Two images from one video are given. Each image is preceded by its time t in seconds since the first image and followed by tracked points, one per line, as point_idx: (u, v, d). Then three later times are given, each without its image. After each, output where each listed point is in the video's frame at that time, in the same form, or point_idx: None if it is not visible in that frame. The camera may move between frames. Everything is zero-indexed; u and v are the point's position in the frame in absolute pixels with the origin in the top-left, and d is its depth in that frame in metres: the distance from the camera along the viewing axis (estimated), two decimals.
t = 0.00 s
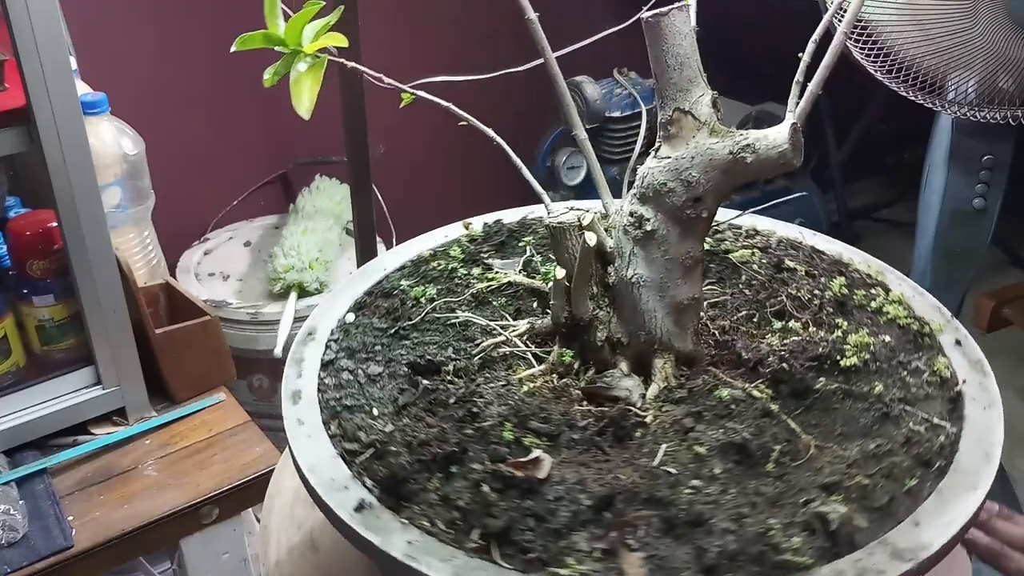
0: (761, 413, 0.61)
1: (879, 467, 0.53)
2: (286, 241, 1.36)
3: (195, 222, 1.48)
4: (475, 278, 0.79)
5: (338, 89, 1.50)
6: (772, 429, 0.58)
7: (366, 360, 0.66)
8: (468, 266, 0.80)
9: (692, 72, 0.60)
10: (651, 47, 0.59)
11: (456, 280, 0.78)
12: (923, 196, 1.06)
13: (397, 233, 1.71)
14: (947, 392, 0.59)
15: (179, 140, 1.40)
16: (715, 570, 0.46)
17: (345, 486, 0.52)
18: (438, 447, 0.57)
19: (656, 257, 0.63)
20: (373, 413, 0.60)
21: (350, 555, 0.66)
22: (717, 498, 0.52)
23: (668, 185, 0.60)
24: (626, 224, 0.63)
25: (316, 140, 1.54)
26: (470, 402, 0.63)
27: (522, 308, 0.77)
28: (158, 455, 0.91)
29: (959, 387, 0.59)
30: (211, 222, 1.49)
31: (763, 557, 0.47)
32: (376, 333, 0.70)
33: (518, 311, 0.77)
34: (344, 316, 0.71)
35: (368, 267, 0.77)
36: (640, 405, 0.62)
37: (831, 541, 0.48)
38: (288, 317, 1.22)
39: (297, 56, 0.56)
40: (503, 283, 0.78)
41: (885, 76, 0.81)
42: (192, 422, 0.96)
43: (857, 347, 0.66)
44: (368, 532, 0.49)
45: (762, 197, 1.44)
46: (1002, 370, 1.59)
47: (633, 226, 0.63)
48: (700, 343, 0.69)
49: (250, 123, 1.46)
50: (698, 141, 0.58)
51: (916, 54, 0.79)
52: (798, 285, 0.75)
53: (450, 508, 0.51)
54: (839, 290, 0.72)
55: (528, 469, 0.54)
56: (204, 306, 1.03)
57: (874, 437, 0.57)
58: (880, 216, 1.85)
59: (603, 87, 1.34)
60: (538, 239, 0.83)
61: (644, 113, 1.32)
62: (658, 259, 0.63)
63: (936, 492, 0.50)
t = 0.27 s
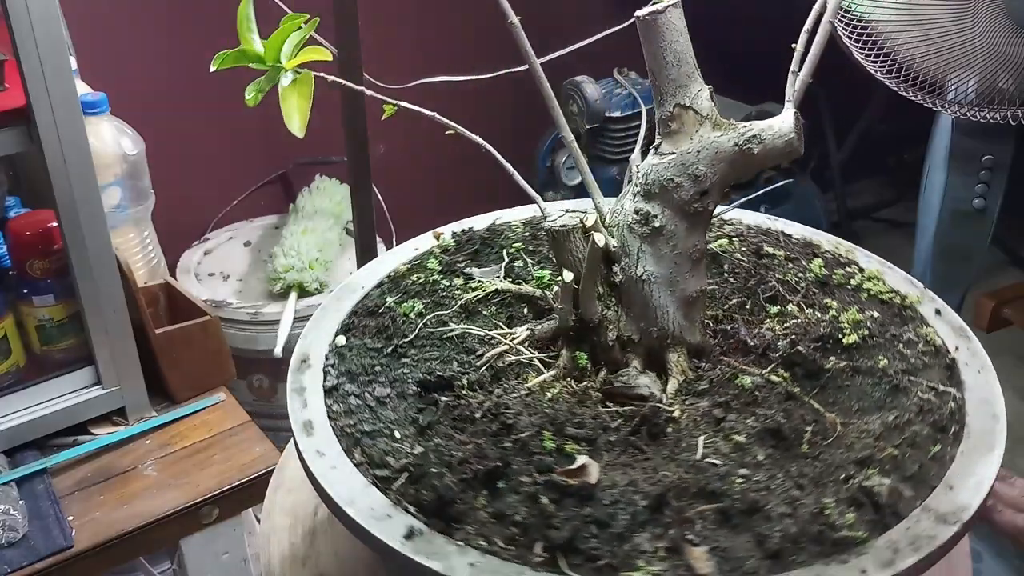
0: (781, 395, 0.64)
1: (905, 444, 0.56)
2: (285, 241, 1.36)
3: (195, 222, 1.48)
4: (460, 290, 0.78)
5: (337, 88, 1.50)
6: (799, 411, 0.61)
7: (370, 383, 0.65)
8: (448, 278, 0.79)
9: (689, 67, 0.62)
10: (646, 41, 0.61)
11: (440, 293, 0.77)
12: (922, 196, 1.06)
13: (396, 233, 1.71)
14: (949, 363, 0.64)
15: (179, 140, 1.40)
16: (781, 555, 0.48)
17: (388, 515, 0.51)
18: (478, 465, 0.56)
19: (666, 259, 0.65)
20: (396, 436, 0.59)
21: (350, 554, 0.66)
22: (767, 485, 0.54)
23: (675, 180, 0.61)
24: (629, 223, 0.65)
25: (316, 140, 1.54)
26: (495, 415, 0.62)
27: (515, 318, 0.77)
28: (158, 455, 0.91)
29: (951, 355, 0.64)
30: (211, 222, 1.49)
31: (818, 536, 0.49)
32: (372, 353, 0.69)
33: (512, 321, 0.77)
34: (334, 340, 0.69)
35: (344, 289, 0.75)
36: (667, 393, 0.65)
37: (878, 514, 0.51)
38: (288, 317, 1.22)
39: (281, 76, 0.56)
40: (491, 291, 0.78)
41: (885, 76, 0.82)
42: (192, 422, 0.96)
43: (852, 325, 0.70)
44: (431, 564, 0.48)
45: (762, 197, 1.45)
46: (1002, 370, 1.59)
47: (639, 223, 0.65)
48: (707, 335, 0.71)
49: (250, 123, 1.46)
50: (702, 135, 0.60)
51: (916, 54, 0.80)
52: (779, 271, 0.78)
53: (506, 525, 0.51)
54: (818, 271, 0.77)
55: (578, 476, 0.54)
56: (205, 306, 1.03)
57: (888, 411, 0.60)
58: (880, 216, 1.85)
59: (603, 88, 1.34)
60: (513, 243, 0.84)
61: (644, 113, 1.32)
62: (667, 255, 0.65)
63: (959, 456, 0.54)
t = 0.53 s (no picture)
0: (797, 381, 0.68)
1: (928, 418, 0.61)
2: (285, 241, 1.36)
3: (195, 222, 1.48)
4: (448, 302, 0.78)
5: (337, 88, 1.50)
6: (818, 392, 0.66)
7: (379, 404, 0.64)
8: (430, 290, 0.79)
9: (684, 63, 0.64)
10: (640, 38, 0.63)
11: (428, 306, 0.77)
12: (922, 196, 1.06)
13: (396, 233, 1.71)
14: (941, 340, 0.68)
15: (179, 140, 1.39)
16: (833, 534, 0.52)
17: (438, 537, 0.52)
18: (520, 477, 0.57)
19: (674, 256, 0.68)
20: (424, 456, 0.59)
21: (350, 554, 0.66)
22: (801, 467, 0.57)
23: (681, 176, 0.64)
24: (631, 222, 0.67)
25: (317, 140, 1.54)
26: (521, 423, 0.63)
27: (510, 326, 0.77)
28: (158, 455, 0.91)
29: (937, 327, 0.70)
30: (211, 222, 1.49)
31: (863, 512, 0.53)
32: (374, 374, 0.68)
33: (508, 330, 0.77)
34: (332, 362, 0.68)
35: (326, 310, 0.73)
36: (688, 380, 0.68)
37: (911, 484, 0.55)
38: (288, 316, 1.22)
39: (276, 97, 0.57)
40: (481, 300, 0.78)
41: (885, 76, 0.81)
42: (192, 422, 0.96)
43: (841, 305, 0.75)
44: None
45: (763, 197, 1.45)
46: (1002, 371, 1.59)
47: (644, 221, 0.67)
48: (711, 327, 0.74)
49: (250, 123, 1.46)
50: (704, 130, 0.64)
51: (917, 54, 0.79)
52: (760, 261, 0.82)
53: (564, 534, 0.52)
54: (795, 256, 0.82)
55: (625, 478, 0.56)
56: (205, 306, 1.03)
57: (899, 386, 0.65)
58: (880, 216, 1.85)
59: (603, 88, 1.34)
60: (489, 250, 0.85)
61: (644, 113, 1.32)
62: (674, 250, 0.67)
63: (970, 421, 0.59)
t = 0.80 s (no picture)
0: (806, 365, 0.70)
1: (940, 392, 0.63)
2: (285, 241, 1.36)
3: (195, 222, 1.48)
4: (440, 314, 0.76)
5: (338, 87, 1.50)
6: (827, 373, 0.68)
7: (393, 423, 0.62)
8: (417, 303, 0.77)
9: (679, 61, 0.66)
10: (634, 37, 0.65)
11: (421, 320, 0.75)
12: (922, 196, 1.06)
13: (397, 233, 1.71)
14: (926, 317, 0.72)
15: (180, 140, 1.39)
16: (873, 512, 0.53)
17: (490, 552, 0.51)
18: (562, 484, 0.56)
19: (679, 253, 0.69)
20: (455, 470, 0.58)
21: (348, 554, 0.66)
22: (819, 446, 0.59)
23: (684, 171, 0.66)
24: (636, 221, 0.68)
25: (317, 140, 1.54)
26: (548, 430, 0.62)
27: (507, 334, 0.76)
28: (158, 455, 0.91)
29: (920, 303, 0.73)
30: (211, 222, 1.49)
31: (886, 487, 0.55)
32: (382, 392, 0.66)
33: (505, 337, 0.76)
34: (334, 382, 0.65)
35: (315, 332, 0.71)
36: (701, 369, 0.70)
37: (933, 455, 0.57)
38: (288, 316, 1.22)
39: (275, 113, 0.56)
40: (474, 309, 0.77)
41: (885, 76, 0.81)
42: (192, 422, 0.96)
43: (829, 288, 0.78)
44: None
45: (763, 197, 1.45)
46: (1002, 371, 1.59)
47: (648, 218, 0.68)
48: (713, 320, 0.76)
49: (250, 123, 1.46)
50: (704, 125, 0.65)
51: (916, 54, 0.79)
52: (745, 252, 0.85)
53: (619, 537, 0.52)
54: (773, 244, 0.85)
55: (669, 477, 0.56)
56: (205, 306, 1.03)
57: (899, 363, 0.67)
58: (880, 216, 1.85)
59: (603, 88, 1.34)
60: (469, 258, 0.84)
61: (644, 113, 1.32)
62: (678, 245, 0.69)
63: (971, 390, 0.63)
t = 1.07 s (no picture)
0: (811, 350, 0.71)
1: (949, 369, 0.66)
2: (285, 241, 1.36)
3: (195, 222, 1.48)
4: (435, 326, 0.75)
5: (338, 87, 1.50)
6: (831, 357, 0.70)
7: (410, 442, 0.61)
8: (407, 317, 0.76)
9: (673, 59, 0.68)
10: (629, 35, 0.65)
11: (418, 333, 0.74)
12: (922, 195, 1.06)
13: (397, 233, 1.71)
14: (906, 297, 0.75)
15: (180, 140, 1.39)
16: (902, 487, 0.56)
17: (544, 563, 0.51)
18: (605, 488, 0.56)
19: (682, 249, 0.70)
20: (487, 483, 0.57)
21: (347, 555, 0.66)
22: (840, 428, 0.61)
23: (685, 166, 0.67)
24: (639, 219, 0.69)
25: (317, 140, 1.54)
26: (576, 432, 0.62)
27: (506, 343, 0.75)
28: (158, 455, 0.91)
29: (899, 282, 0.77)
30: (211, 222, 1.49)
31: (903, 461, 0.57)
32: (393, 411, 0.65)
33: (503, 346, 0.75)
34: (343, 405, 0.64)
35: (308, 352, 0.69)
36: (712, 361, 0.70)
37: (944, 427, 0.60)
38: (288, 316, 1.22)
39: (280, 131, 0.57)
40: (469, 318, 0.76)
41: (885, 76, 0.81)
42: (192, 422, 0.96)
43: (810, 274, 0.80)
44: None
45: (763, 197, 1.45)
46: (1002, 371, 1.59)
47: (650, 215, 0.69)
48: (712, 313, 0.76)
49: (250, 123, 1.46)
50: (701, 121, 0.67)
51: (916, 54, 0.79)
52: (728, 243, 0.85)
53: (672, 534, 0.53)
54: (750, 234, 0.87)
55: (714, 472, 0.57)
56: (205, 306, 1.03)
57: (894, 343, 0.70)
58: (880, 216, 1.85)
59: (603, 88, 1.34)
60: (452, 266, 0.83)
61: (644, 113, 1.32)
62: (681, 239, 0.70)
63: (964, 361, 0.66)
